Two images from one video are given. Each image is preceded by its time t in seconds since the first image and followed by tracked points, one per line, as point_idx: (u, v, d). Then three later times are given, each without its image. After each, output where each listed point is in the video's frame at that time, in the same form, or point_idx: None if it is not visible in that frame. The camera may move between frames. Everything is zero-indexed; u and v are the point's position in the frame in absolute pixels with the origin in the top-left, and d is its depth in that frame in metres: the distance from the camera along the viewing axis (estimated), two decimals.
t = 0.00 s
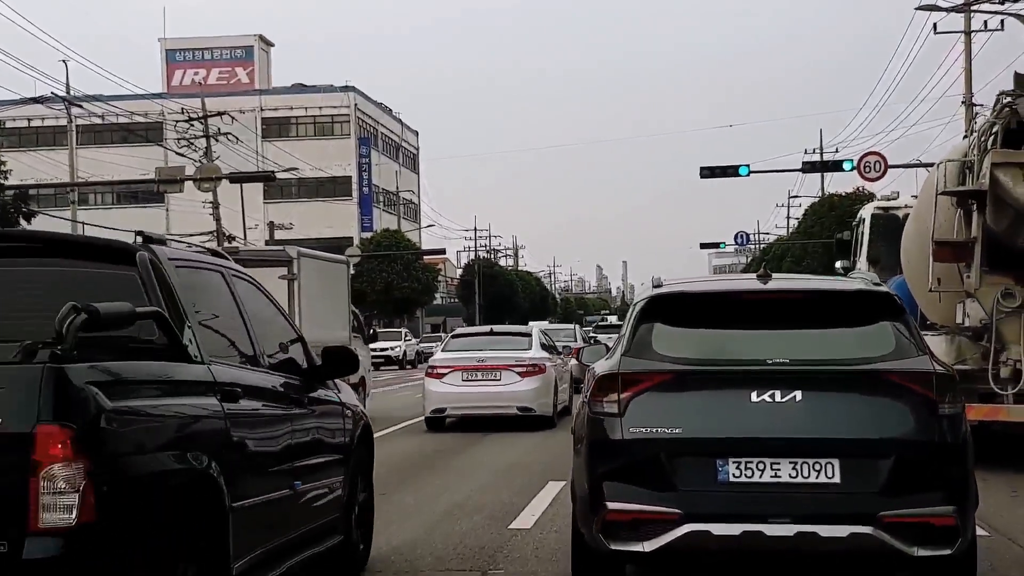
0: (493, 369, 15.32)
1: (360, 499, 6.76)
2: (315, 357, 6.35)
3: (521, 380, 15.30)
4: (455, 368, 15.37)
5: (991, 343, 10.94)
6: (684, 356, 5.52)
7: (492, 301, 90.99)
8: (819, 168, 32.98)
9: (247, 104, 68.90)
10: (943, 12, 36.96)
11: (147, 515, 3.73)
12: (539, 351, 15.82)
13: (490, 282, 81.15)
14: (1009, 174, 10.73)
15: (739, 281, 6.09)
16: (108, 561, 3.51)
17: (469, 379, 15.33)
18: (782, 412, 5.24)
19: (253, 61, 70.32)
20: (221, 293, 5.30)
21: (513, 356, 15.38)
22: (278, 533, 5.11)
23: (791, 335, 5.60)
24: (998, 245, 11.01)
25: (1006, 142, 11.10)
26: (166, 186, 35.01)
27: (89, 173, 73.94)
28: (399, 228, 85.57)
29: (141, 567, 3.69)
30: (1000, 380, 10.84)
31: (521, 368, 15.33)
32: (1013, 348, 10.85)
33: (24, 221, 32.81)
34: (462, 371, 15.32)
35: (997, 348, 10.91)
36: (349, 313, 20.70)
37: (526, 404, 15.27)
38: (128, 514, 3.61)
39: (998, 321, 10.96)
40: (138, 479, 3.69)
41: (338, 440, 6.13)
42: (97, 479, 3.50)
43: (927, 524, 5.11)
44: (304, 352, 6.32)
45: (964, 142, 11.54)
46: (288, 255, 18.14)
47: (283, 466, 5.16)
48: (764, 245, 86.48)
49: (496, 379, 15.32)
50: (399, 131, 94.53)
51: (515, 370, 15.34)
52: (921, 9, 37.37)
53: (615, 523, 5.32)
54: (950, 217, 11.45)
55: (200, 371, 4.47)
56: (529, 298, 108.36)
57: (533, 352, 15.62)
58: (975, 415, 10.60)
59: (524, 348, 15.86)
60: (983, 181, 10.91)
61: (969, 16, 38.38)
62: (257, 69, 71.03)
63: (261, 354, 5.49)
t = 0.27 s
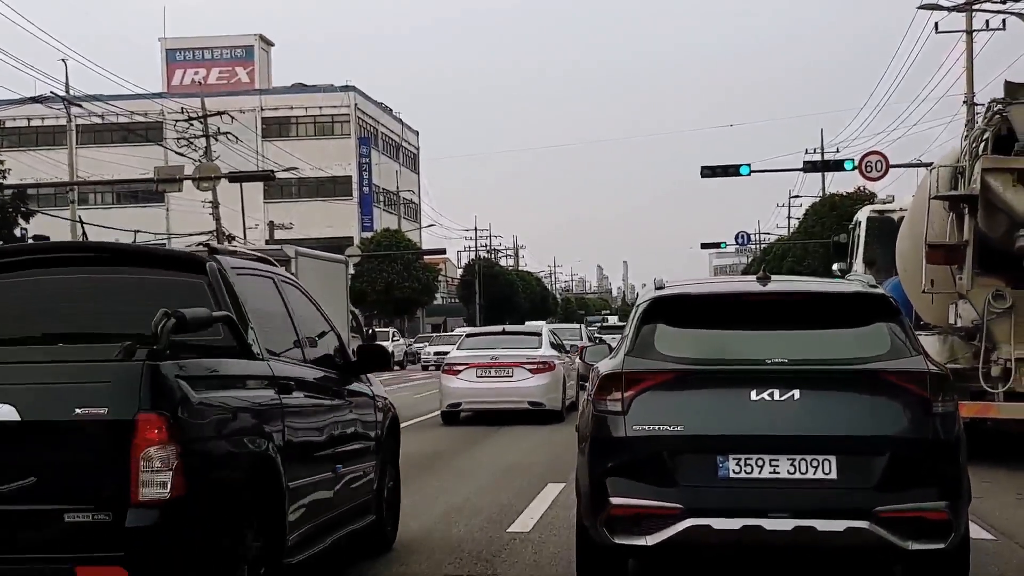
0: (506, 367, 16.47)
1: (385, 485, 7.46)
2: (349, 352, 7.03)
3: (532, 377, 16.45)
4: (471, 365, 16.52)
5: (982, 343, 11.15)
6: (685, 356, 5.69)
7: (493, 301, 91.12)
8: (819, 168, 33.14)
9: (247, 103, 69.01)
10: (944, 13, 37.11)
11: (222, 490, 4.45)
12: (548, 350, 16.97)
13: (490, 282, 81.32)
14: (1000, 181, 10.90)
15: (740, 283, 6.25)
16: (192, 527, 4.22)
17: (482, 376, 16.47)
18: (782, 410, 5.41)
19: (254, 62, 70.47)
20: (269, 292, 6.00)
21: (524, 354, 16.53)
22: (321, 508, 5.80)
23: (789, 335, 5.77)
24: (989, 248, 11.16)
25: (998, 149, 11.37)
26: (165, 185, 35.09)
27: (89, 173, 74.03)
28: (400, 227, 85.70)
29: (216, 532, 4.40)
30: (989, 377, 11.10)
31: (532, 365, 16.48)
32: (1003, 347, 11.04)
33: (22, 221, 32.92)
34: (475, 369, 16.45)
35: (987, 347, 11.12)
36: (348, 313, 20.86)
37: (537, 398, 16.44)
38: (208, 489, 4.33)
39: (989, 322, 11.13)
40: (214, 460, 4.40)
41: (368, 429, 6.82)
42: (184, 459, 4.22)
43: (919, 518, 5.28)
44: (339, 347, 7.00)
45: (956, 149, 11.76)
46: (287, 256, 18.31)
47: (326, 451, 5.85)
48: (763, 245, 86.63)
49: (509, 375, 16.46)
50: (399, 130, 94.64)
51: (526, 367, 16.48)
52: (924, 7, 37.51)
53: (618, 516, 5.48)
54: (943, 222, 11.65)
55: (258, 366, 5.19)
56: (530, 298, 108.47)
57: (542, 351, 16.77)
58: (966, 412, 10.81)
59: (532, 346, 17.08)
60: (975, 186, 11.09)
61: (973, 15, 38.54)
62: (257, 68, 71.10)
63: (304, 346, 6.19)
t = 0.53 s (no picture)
0: (517, 365, 17.91)
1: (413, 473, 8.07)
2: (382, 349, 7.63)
3: (541, 375, 17.94)
4: (485, 363, 17.93)
5: (972, 345, 11.43)
6: (687, 357, 5.90)
7: (494, 301, 91.28)
8: (819, 169, 33.33)
9: (248, 103, 69.14)
10: (945, 14, 37.28)
11: (287, 472, 5.01)
12: (555, 351, 18.40)
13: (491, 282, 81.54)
14: (989, 188, 11.19)
15: (740, 286, 6.46)
16: (264, 503, 4.78)
17: (496, 373, 17.90)
18: (781, 410, 5.62)
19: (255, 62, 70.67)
20: (314, 294, 6.63)
21: (534, 353, 18.00)
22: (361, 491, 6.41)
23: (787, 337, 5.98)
24: (979, 252, 11.44)
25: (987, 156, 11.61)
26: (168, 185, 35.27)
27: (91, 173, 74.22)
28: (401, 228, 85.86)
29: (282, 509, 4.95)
30: (981, 378, 11.36)
31: (541, 364, 17.96)
32: (993, 349, 11.31)
33: (22, 220, 33.08)
34: (489, 367, 17.87)
35: (977, 348, 11.38)
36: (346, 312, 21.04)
37: (546, 395, 17.94)
38: (276, 470, 4.89)
39: (979, 324, 11.39)
40: (281, 443, 4.97)
41: (399, 420, 7.44)
42: (259, 442, 4.78)
43: (913, 514, 5.49)
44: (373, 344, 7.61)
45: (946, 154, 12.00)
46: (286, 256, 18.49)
47: (365, 440, 6.47)
48: (763, 246, 86.84)
49: (520, 373, 17.92)
50: (400, 131, 94.81)
51: (536, 366, 17.95)
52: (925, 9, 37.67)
53: (623, 511, 5.69)
54: (934, 225, 11.88)
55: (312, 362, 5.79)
56: (531, 299, 108.63)
57: (550, 351, 18.25)
58: (958, 411, 11.07)
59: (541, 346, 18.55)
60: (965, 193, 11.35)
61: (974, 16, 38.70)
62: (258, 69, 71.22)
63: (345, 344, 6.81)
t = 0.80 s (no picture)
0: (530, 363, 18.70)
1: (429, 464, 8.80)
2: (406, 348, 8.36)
3: (551, 373, 18.67)
4: (497, 361, 18.71)
5: (962, 344, 12.09)
6: (688, 358, 6.14)
7: (494, 301, 91.47)
8: (819, 169, 33.58)
9: (247, 104, 69.13)
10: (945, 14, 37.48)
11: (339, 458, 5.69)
12: (565, 348, 19.13)
13: (491, 282, 81.85)
14: (978, 192, 11.95)
15: (738, 290, 6.71)
16: (322, 482, 5.46)
17: (508, 371, 18.68)
18: (777, 409, 5.86)
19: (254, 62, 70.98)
20: (351, 301, 7.32)
21: (545, 351, 18.73)
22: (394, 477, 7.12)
23: (785, 339, 6.22)
24: (968, 255, 12.21)
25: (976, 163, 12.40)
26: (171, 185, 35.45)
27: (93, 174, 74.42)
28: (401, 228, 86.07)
29: (334, 490, 5.63)
30: (970, 376, 11.96)
31: (552, 362, 18.68)
32: (982, 347, 11.97)
33: (18, 220, 33.27)
34: (501, 365, 18.64)
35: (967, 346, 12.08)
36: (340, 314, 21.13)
37: (556, 392, 18.67)
38: (332, 454, 5.58)
39: (968, 323, 12.08)
40: (334, 429, 5.66)
41: (421, 412, 8.18)
42: (319, 429, 5.46)
43: (903, 508, 5.74)
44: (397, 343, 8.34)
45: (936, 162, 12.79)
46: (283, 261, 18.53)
47: (397, 430, 7.19)
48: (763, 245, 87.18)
49: (531, 371, 18.67)
50: (401, 131, 94.99)
51: (546, 364, 18.68)
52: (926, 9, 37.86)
53: (626, 506, 5.94)
54: (925, 229, 12.67)
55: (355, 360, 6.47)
56: (531, 299, 108.82)
57: (561, 349, 18.96)
58: (949, 408, 11.70)
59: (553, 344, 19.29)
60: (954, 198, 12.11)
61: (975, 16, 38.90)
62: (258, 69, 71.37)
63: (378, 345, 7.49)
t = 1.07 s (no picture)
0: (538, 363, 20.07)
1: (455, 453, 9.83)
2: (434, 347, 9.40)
3: (559, 372, 19.98)
4: (508, 361, 20.07)
5: (954, 343, 13.86)
6: (688, 358, 6.41)
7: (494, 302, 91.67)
8: (819, 168, 33.82)
9: (246, 105, 69.07)
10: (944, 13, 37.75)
11: (376, 443, 6.74)
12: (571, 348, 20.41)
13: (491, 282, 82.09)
14: (967, 198, 13.60)
15: (737, 292, 6.99)
16: (360, 459, 6.49)
17: (517, 370, 20.04)
18: (774, 407, 6.13)
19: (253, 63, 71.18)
20: (385, 302, 8.35)
21: (552, 352, 20.05)
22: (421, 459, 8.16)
23: (780, 340, 6.49)
24: (955, 258, 13.94)
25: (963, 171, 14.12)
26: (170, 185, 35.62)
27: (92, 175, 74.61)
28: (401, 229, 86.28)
29: (371, 471, 6.67)
30: (960, 374, 13.77)
31: (559, 363, 20.01)
32: (972, 346, 13.72)
33: (16, 220, 33.41)
34: (512, 364, 19.97)
35: (957, 346, 13.82)
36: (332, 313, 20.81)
37: (562, 391, 19.98)
38: (371, 438, 6.63)
39: (959, 323, 13.81)
40: (371, 415, 6.69)
41: (447, 405, 9.21)
42: (361, 417, 6.51)
43: (893, 502, 6.01)
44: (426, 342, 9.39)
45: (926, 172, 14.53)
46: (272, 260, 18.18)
47: (424, 418, 8.23)
48: (763, 245, 87.31)
49: (540, 370, 20.00)
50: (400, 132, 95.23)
51: (554, 364, 20.02)
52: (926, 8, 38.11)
53: (629, 500, 6.20)
54: (916, 236, 14.49)
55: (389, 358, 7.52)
56: (531, 300, 109.02)
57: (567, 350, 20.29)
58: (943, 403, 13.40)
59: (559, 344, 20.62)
60: (944, 204, 13.82)
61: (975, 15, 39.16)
62: (257, 70, 71.49)
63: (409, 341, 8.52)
